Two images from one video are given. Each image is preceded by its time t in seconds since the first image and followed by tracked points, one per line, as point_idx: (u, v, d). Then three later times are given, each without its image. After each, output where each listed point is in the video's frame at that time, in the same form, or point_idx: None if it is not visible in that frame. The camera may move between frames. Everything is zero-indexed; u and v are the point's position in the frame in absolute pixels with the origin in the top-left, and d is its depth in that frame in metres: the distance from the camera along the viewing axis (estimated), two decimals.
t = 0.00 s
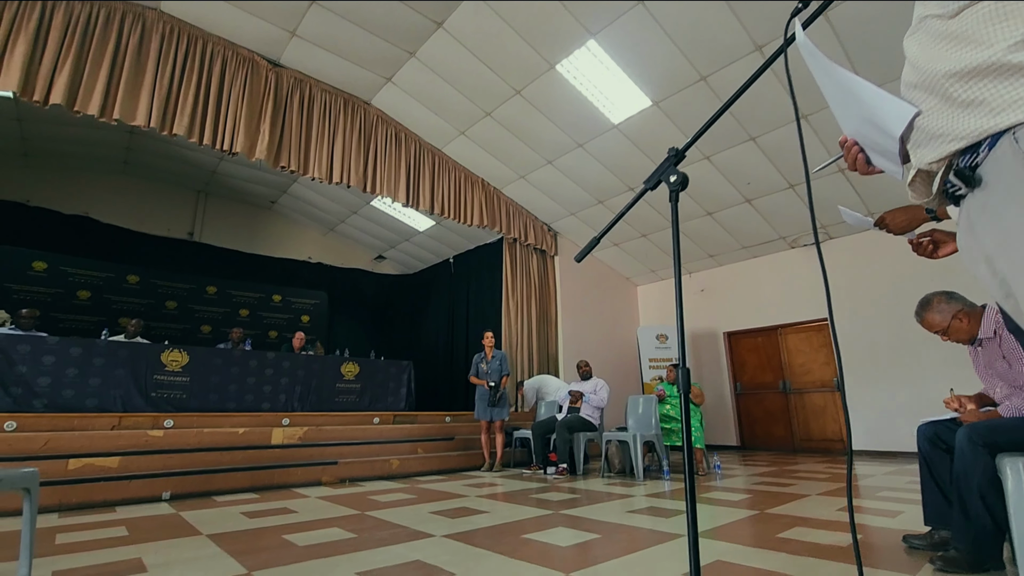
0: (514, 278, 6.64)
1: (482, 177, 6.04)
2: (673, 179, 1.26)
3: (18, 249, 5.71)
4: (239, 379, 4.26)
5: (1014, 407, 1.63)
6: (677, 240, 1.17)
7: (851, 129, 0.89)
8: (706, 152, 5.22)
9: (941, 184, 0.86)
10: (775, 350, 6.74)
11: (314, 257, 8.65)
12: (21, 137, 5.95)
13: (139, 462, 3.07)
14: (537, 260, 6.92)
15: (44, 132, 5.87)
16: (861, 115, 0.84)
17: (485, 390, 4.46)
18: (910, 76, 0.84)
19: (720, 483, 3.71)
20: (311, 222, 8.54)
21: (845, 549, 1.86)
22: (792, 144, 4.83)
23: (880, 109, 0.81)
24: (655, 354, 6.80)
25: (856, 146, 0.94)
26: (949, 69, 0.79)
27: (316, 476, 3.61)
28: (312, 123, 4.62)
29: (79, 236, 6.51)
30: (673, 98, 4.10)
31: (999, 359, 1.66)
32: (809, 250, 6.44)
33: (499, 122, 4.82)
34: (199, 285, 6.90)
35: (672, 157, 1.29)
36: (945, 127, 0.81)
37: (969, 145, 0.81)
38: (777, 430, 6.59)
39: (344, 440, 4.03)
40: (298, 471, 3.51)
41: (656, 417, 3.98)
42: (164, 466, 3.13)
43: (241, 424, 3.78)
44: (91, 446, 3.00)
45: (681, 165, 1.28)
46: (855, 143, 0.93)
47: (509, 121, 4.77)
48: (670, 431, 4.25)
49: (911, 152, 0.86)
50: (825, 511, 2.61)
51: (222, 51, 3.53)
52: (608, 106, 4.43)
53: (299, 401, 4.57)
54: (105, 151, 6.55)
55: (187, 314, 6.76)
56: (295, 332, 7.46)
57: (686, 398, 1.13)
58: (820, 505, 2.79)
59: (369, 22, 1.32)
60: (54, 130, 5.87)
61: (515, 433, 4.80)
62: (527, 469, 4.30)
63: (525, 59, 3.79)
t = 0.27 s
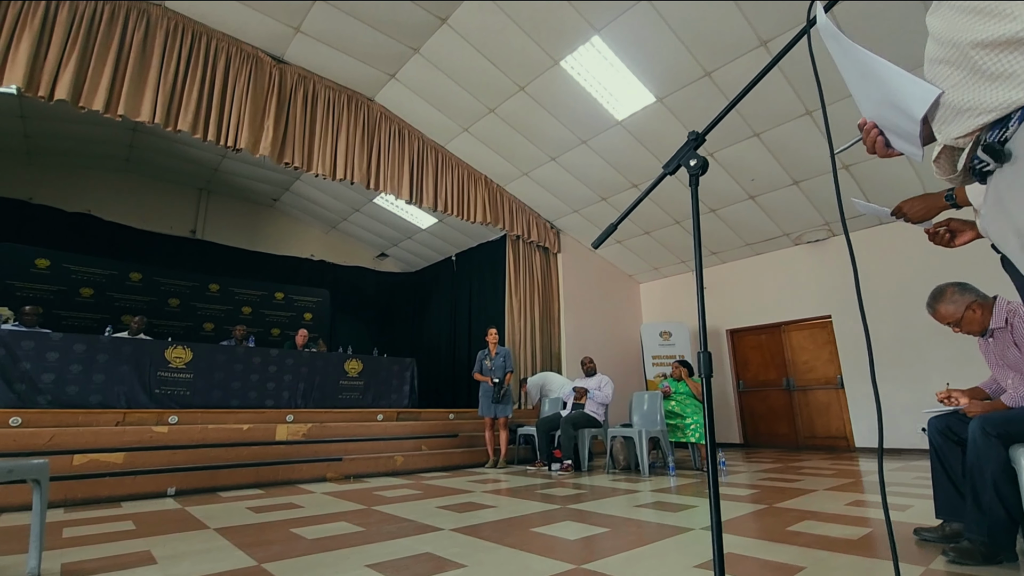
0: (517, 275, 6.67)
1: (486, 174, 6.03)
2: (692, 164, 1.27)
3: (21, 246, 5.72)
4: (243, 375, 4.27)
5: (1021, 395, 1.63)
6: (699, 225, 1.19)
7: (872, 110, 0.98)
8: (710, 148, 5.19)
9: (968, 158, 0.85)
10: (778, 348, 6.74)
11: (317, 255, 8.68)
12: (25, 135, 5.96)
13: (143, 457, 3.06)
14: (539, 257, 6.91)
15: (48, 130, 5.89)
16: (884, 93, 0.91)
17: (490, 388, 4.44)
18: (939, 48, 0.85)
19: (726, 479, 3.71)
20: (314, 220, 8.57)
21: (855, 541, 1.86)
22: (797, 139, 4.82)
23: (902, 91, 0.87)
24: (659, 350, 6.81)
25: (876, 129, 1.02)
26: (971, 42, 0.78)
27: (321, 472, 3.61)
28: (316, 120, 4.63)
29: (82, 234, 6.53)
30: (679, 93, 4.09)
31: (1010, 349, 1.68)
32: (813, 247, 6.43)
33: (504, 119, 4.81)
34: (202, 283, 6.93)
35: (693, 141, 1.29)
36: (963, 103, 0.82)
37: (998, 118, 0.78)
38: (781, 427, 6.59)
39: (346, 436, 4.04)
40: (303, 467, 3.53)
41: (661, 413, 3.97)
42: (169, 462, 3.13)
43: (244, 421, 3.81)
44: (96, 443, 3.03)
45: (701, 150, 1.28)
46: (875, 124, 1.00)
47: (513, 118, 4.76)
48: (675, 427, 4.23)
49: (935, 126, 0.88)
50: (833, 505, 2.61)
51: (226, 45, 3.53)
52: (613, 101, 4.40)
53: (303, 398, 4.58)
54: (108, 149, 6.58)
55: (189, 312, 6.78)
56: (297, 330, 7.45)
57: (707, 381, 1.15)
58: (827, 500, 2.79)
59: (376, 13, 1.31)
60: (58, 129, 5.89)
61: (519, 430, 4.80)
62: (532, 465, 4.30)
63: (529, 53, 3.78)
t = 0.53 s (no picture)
0: (517, 274, 6.67)
1: (486, 173, 6.04)
2: (695, 158, 1.27)
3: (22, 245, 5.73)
4: (244, 374, 4.29)
5: (1015, 394, 1.64)
6: (701, 219, 1.19)
7: (876, 103, 1.00)
8: (711, 147, 5.19)
9: (974, 147, 0.89)
10: (779, 347, 6.74)
11: (316, 254, 8.70)
12: (26, 134, 5.97)
13: (143, 456, 3.06)
14: (539, 256, 6.92)
15: (48, 129, 5.89)
16: (891, 86, 0.92)
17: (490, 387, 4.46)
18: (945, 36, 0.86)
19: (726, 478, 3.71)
20: (313, 220, 8.58)
21: (857, 539, 1.86)
22: (797, 138, 4.83)
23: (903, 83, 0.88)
24: (659, 350, 6.84)
25: (879, 121, 1.04)
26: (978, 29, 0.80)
27: (322, 471, 3.62)
28: (316, 119, 4.63)
29: (82, 233, 6.53)
30: (679, 92, 4.10)
31: (1008, 346, 1.69)
32: (813, 246, 6.43)
33: (504, 118, 4.81)
34: (202, 282, 6.93)
35: (695, 134, 1.29)
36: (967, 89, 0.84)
37: (1003, 107, 0.81)
38: (781, 426, 6.59)
39: (347, 435, 4.04)
40: (304, 466, 3.54)
41: (661, 412, 3.97)
42: (169, 460, 3.13)
43: (245, 420, 3.81)
44: (98, 441, 3.04)
45: (704, 144, 1.28)
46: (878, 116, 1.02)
47: (513, 117, 4.76)
48: (676, 426, 4.24)
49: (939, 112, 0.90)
50: (834, 504, 2.61)
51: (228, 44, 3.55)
52: (613, 100, 4.42)
53: (303, 397, 4.60)
54: (108, 149, 6.58)
55: (190, 311, 6.79)
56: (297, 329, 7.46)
57: (711, 376, 1.15)
58: (828, 498, 2.79)
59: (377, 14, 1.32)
60: (58, 128, 5.89)
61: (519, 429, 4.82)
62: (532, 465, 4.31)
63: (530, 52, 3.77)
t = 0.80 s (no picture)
0: (518, 274, 6.67)
1: (486, 173, 6.04)
2: (696, 156, 1.28)
3: (24, 246, 5.75)
4: (245, 374, 4.30)
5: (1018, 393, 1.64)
6: (702, 216, 1.20)
7: (879, 101, 1.02)
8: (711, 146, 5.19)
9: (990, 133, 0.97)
10: (780, 346, 6.74)
11: (317, 254, 8.71)
12: (28, 135, 5.99)
13: (145, 456, 3.07)
14: (540, 256, 6.92)
15: (50, 130, 5.91)
16: (890, 80, 0.95)
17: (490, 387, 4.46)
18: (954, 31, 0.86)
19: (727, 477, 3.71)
20: (314, 220, 8.59)
21: (859, 538, 1.86)
22: (797, 137, 4.83)
23: (910, 75, 0.91)
24: (660, 349, 6.85)
25: (883, 121, 1.06)
26: (995, 22, 0.82)
27: (323, 471, 3.64)
28: (316, 120, 4.65)
29: (84, 234, 6.55)
30: (679, 92, 4.10)
31: (1010, 345, 1.68)
32: (814, 245, 6.42)
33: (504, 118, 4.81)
34: (203, 282, 6.94)
35: (695, 133, 1.29)
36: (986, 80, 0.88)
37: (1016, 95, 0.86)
38: (782, 426, 6.59)
39: (348, 434, 4.06)
40: (305, 466, 3.55)
41: (662, 411, 3.97)
42: (171, 459, 3.14)
43: (246, 420, 3.82)
44: (99, 440, 3.05)
45: (704, 143, 1.29)
46: (881, 116, 1.05)
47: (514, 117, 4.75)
48: (676, 425, 4.23)
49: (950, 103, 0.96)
50: (835, 503, 2.62)
51: (228, 44, 3.55)
52: (613, 99, 4.43)
53: (304, 397, 4.62)
54: (110, 150, 6.60)
55: (191, 311, 6.80)
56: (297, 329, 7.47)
57: (712, 373, 1.15)
58: (830, 497, 2.79)
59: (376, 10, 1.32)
60: (60, 129, 5.91)
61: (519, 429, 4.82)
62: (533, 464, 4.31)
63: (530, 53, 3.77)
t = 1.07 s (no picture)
0: (517, 273, 6.67)
1: (485, 172, 6.05)
2: (692, 155, 1.28)
3: (25, 245, 5.76)
4: (244, 374, 4.32)
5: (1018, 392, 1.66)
6: (698, 214, 1.20)
7: (873, 100, 1.02)
8: (709, 145, 5.20)
9: (1001, 132, 0.90)
10: (779, 346, 6.75)
11: (317, 253, 8.72)
12: (28, 135, 6.00)
13: (146, 454, 3.08)
14: (539, 255, 6.92)
15: (51, 129, 5.92)
16: (885, 79, 0.94)
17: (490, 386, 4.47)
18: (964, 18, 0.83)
19: (727, 476, 3.72)
20: (314, 219, 8.60)
21: (858, 537, 1.86)
22: (796, 136, 4.83)
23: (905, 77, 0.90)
24: (660, 348, 6.86)
25: (876, 118, 1.06)
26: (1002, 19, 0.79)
27: (322, 469, 3.65)
28: (316, 119, 4.65)
29: (85, 233, 6.56)
30: (679, 90, 4.09)
31: (1008, 343, 1.68)
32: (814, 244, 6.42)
33: (504, 116, 4.81)
34: (202, 281, 6.95)
35: (692, 132, 1.29)
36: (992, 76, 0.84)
37: None
38: (781, 425, 6.59)
39: (348, 433, 4.07)
40: (304, 465, 3.56)
41: (661, 410, 3.99)
42: (171, 458, 3.16)
43: (246, 419, 3.83)
44: (99, 439, 3.06)
45: (701, 141, 1.28)
46: (876, 113, 1.05)
47: (513, 115, 4.75)
48: (676, 424, 4.25)
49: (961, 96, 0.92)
50: (833, 502, 2.62)
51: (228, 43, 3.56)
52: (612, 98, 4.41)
53: (303, 396, 4.63)
54: (110, 149, 6.61)
55: (191, 310, 6.81)
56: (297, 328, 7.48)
57: (708, 370, 1.16)
58: (830, 497, 2.79)
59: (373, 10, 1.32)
60: (61, 128, 5.92)
61: (519, 428, 4.83)
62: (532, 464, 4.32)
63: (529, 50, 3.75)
